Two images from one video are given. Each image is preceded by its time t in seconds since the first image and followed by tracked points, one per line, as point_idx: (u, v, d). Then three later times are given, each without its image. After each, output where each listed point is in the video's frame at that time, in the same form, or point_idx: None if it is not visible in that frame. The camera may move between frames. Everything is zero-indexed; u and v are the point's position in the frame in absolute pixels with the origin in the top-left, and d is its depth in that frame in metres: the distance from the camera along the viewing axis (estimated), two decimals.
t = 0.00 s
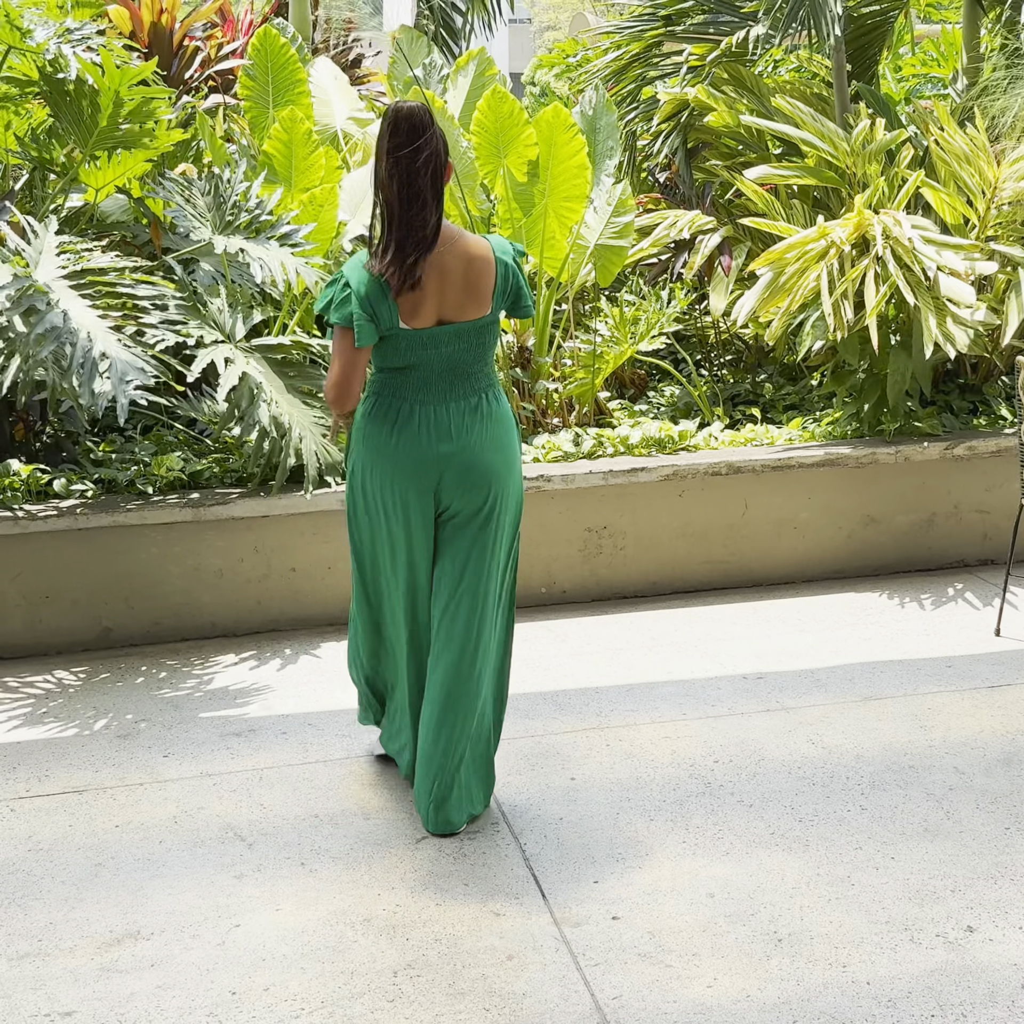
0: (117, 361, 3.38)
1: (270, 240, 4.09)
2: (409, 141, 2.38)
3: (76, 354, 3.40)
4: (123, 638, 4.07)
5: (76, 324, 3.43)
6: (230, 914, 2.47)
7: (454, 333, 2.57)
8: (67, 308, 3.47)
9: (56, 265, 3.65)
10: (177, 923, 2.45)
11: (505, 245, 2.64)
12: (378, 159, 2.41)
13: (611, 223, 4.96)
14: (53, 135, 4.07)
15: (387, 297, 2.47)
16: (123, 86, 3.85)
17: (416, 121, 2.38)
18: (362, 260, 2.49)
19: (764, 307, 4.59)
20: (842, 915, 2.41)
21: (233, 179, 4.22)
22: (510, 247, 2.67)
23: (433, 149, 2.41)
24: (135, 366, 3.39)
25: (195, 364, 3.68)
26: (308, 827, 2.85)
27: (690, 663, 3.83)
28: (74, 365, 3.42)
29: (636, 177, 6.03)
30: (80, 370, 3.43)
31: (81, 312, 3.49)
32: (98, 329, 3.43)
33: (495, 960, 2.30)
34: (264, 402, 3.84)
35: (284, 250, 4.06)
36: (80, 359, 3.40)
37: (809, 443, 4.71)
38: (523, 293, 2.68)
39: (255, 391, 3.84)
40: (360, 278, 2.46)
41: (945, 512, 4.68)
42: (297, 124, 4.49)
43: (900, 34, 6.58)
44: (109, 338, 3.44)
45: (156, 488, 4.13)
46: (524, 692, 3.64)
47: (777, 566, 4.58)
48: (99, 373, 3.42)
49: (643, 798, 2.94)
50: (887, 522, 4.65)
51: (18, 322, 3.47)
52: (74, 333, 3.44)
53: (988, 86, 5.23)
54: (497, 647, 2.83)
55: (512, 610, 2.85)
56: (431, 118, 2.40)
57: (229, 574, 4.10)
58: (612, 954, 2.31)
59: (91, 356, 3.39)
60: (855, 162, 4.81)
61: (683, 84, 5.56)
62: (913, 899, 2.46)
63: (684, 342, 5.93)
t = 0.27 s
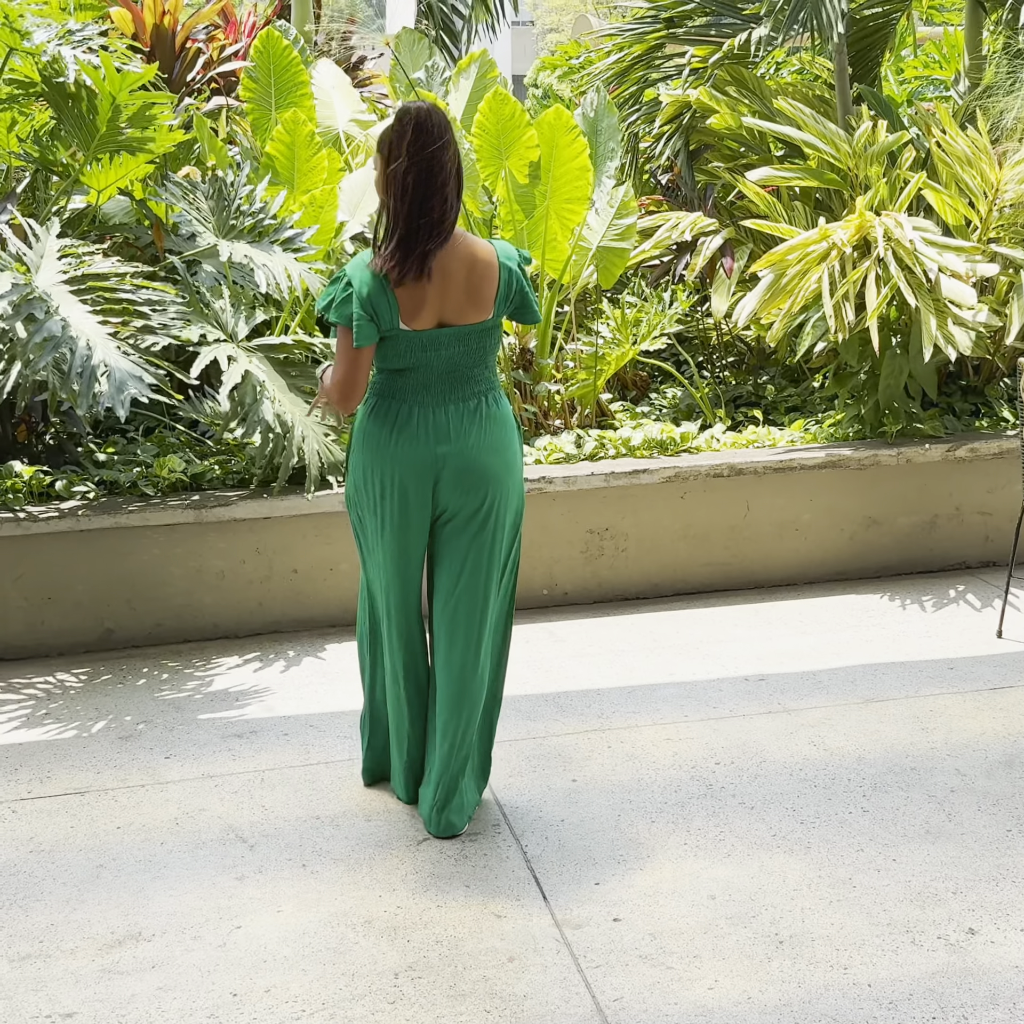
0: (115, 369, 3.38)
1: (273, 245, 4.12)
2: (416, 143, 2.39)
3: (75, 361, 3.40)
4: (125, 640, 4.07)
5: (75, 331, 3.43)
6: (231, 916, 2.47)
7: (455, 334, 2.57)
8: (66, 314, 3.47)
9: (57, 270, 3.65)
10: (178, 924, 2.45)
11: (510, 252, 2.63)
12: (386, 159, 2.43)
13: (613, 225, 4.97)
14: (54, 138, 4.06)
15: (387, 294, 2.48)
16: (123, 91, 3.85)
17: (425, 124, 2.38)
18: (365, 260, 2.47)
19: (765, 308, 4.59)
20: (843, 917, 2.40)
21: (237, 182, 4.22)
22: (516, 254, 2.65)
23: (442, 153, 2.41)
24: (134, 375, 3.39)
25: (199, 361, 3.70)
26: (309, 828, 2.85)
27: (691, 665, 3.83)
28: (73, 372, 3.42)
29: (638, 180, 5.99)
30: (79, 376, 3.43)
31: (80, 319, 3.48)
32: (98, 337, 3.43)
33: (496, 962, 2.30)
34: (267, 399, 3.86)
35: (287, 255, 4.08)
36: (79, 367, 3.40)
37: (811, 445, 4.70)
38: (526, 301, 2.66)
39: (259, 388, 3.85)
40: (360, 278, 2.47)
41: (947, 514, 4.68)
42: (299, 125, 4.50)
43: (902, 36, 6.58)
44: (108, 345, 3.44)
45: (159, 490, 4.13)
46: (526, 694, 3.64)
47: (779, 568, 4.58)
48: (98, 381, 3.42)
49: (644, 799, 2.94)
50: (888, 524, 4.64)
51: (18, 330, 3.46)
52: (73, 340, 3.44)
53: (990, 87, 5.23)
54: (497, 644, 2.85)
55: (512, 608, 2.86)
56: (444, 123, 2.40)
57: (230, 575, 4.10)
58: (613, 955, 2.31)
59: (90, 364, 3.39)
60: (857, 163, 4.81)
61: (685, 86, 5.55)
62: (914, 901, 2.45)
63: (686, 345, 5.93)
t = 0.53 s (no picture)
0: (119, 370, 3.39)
1: (277, 247, 4.11)
2: (418, 146, 2.41)
3: (79, 361, 3.40)
4: (128, 641, 4.07)
5: (79, 332, 3.43)
6: (234, 917, 2.47)
7: (461, 337, 2.57)
8: (70, 315, 3.47)
9: (60, 272, 3.65)
10: (182, 926, 2.45)
11: (515, 256, 2.65)
12: (384, 167, 2.45)
13: (617, 227, 4.96)
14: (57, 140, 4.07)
15: (397, 297, 2.44)
16: (125, 94, 3.87)
17: (424, 128, 2.41)
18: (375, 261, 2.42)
19: (768, 310, 4.59)
20: (848, 919, 2.40)
21: (240, 186, 4.22)
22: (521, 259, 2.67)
23: (447, 153, 2.44)
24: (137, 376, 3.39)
25: (203, 363, 3.69)
26: (313, 830, 2.85)
27: (695, 667, 3.82)
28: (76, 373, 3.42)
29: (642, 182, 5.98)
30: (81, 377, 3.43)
31: (84, 319, 3.49)
32: (102, 338, 3.44)
33: (499, 963, 2.29)
34: (270, 403, 3.84)
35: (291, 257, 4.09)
36: (83, 367, 3.40)
37: (814, 447, 4.70)
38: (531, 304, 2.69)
39: (262, 392, 3.85)
40: (369, 280, 2.41)
41: (951, 516, 4.67)
42: (302, 127, 4.50)
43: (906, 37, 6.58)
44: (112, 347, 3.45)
45: (161, 491, 4.13)
46: (530, 696, 3.64)
47: (782, 569, 4.58)
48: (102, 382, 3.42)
49: (648, 801, 2.93)
50: (892, 526, 4.64)
51: (22, 330, 3.46)
52: (76, 340, 3.44)
53: (994, 88, 5.22)
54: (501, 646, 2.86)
55: (516, 610, 2.87)
56: (443, 125, 2.44)
57: (234, 577, 4.10)
58: (617, 957, 2.30)
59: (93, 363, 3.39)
60: (862, 164, 4.78)
61: (689, 87, 5.55)
62: (919, 903, 2.45)
63: (690, 346, 5.92)
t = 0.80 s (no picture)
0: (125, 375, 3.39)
1: (280, 247, 4.10)
2: (423, 149, 2.41)
3: (86, 364, 3.42)
4: (132, 643, 4.08)
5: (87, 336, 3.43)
6: (239, 919, 2.48)
7: (466, 340, 2.57)
8: (77, 318, 3.47)
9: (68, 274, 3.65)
10: (186, 927, 2.45)
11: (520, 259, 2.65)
12: (390, 173, 2.45)
13: (620, 229, 4.96)
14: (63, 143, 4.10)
15: (402, 302, 2.45)
16: (135, 100, 3.89)
17: (429, 131, 2.41)
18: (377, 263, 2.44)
19: (771, 312, 4.59)
20: (851, 922, 2.40)
21: (244, 186, 4.21)
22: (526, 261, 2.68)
23: (453, 160, 2.43)
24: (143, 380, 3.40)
25: (203, 373, 3.70)
26: (317, 831, 2.85)
27: (698, 669, 3.82)
28: (82, 377, 3.43)
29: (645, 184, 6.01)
30: (87, 381, 3.45)
31: (91, 323, 3.50)
32: (109, 343, 3.45)
33: (503, 965, 2.29)
34: (273, 407, 3.84)
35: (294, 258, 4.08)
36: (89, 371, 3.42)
37: (817, 449, 4.70)
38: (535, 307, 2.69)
39: (264, 398, 3.84)
40: (371, 282, 2.43)
41: (955, 518, 4.67)
42: (306, 129, 4.50)
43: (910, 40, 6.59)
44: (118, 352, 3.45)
45: (166, 492, 4.15)
46: (533, 698, 3.64)
47: (785, 572, 4.58)
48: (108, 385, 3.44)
49: (652, 803, 2.94)
50: (896, 528, 4.64)
51: (29, 331, 3.46)
52: (83, 343, 3.45)
53: (998, 91, 5.22)
54: (505, 648, 2.86)
55: (520, 613, 2.87)
56: (449, 126, 2.43)
57: (238, 579, 4.11)
58: (621, 959, 2.31)
59: (99, 368, 3.42)
60: (865, 167, 4.79)
61: (692, 90, 5.55)
62: (922, 905, 2.45)
63: (693, 349, 5.93)
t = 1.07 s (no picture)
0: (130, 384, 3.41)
1: (283, 249, 4.10)
2: (421, 154, 2.39)
3: (90, 373, 3.43)
4: (136, 645, 4.08)
5: (92, 345, 3.44)
6: (242, 921, 2.48)
7: (469, 344, 2.57)
8: (83, 325, 3.48)
9: (73, 281, 3.67)
10: (190, 930, 2.45)
11: (524, 262, 2.66)
12: (394, 177, 2.46)
13: (622, 233, 4.96)
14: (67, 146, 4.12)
15: (403, 305, 2.46)
16: (141, 105, 3.91)
17: (426, 136, 2.39)
18: (380, 267, 2.44)
19: (773, 315, 4.59)
20: (855, 925, 2.40)
21: (248, 189, 4.24)
22: (530, 264, 2.68)
23: (453, 164, 2.40)
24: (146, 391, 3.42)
25: (209, 377, 3.70)
26: (321, 834, 2.85)
27: (701, 672, 3.82)
28: (86, 385, 3.45)
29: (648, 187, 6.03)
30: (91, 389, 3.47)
31: (96, 329, 3.50)
32: (115, 352, 3.46)
33: (507, 968, 2.30)
34: (276, 412, 3.87)
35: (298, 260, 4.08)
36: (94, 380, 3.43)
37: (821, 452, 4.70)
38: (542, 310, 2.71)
39: (268, 403, 3.88)
40: (375, 285, 2.43)
41: (958, 521, 4.67)
42: (308, 132, 4.51)
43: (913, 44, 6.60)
44: (123, 360, 3.47)
45: (169, 495, 4.16)
46: (536, 701, 3.64)
47: (788, 575, 4.58)
48: (112, 394, 3.45)
49: (655, 806, 2.94)
50: (899, 531, 4.64)
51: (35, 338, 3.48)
52: (88, 351, 3.45)
53: (1001, 94, 5.22)
54: (508, 650, 2.87)
55: (523, 615, 2.87)
56: (448, 129, 2.40)
57: (241, 581, 4.11)
58: (625, 962, 2.30)
59: (103, 377, 3.43)
60: (868, 170, 4.79)
61: (695, 93, 5.55)
62: (926, 908, 2.45)
63: (696, 352, 5.93)
